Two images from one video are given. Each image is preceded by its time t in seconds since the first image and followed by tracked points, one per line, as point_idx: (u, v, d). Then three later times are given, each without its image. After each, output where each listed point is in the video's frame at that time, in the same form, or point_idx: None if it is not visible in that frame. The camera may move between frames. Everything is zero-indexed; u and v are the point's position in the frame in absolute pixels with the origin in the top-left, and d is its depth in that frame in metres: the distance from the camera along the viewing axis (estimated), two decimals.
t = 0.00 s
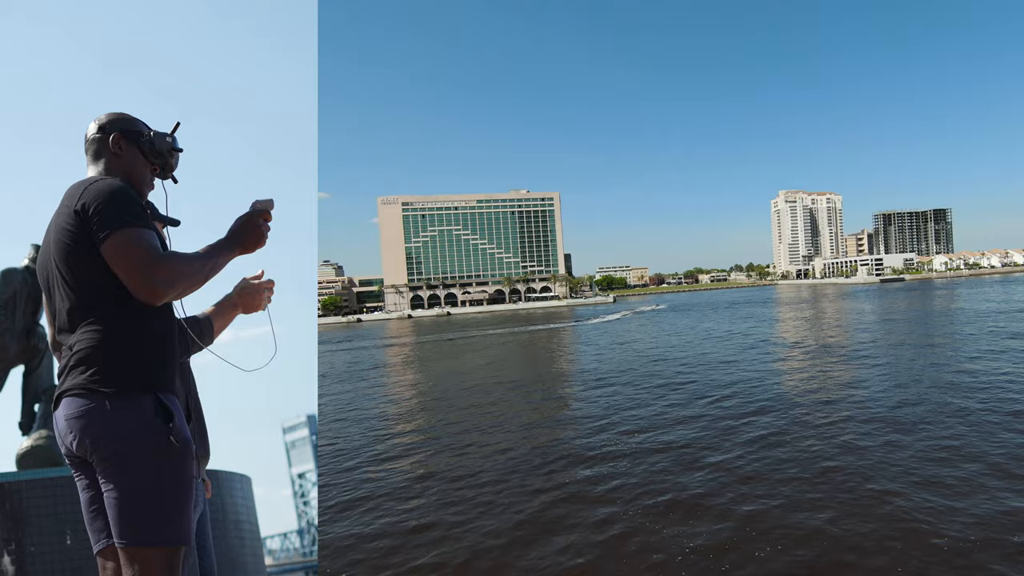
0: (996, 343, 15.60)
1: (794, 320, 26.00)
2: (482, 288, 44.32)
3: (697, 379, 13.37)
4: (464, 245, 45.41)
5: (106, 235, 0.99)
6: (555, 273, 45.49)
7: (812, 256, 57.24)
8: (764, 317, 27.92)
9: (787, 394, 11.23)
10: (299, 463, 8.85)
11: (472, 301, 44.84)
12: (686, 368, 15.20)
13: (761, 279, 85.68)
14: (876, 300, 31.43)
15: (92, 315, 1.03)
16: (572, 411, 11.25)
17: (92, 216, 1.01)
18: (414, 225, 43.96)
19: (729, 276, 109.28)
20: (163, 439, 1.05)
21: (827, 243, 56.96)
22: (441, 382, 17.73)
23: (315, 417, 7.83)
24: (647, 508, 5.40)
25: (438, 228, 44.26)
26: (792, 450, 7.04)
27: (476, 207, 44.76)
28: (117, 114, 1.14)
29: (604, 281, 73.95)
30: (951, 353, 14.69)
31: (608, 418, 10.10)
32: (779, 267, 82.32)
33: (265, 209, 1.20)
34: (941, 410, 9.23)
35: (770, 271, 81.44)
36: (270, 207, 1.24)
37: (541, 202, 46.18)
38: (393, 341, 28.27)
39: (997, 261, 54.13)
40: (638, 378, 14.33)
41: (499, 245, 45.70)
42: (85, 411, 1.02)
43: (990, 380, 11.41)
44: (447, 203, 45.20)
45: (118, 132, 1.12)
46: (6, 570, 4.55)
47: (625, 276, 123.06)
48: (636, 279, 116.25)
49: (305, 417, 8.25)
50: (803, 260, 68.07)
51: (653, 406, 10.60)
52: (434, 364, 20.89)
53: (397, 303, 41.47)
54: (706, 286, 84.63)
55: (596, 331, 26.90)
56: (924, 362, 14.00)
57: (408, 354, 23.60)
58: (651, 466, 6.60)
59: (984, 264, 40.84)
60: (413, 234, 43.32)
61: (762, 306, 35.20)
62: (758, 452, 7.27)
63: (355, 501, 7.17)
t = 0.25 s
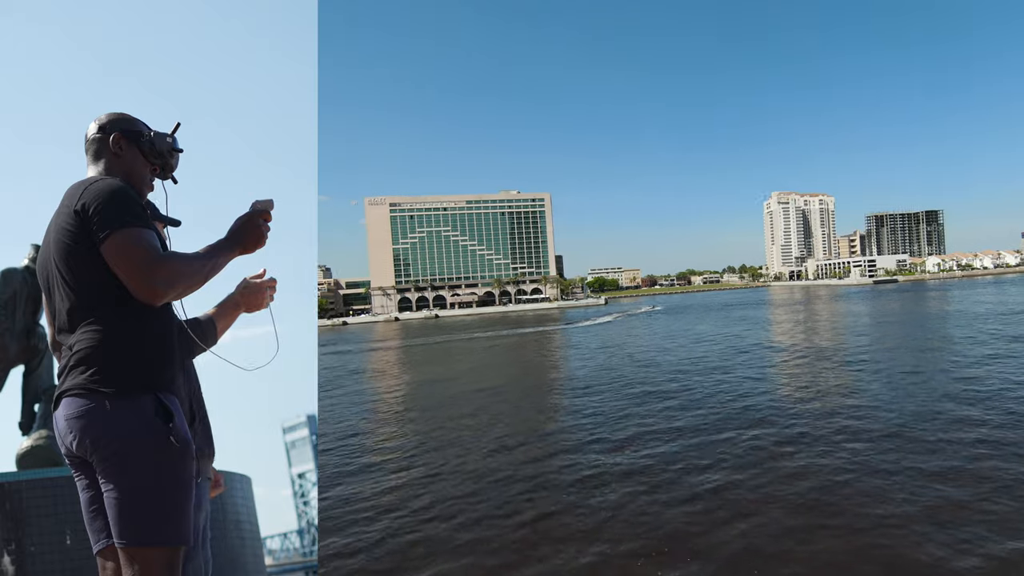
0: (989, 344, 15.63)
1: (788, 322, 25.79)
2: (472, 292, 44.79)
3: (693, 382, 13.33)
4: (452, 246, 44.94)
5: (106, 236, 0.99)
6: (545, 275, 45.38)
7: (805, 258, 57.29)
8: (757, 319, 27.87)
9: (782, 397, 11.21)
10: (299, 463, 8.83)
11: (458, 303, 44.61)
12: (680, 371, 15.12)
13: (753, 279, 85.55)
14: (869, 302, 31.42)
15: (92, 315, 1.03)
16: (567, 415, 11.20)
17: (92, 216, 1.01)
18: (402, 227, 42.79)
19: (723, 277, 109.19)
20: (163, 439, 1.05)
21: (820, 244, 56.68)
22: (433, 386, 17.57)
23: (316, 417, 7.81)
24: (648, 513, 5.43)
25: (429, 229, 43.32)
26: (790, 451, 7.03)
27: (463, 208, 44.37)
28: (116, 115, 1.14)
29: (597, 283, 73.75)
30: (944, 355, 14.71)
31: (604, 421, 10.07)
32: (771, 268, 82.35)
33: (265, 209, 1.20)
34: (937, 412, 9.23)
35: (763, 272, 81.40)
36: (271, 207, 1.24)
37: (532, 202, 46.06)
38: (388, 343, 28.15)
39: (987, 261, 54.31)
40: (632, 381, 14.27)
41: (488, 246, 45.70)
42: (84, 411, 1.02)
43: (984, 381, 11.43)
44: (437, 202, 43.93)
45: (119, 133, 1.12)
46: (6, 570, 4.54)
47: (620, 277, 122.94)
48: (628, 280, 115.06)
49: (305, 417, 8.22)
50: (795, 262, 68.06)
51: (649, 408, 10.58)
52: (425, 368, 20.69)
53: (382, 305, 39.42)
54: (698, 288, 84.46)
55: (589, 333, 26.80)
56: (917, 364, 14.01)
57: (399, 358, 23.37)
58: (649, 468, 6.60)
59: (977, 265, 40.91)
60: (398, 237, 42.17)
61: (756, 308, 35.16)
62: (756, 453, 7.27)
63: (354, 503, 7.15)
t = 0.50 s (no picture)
0: (979, 343, 15.75)
1: (780, 323, 25.79)
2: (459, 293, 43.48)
3: (687, 383, 13.34)
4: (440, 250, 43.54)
5: (107, 236, 1.00)
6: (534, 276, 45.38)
7: (797, 258, 57.50)
8: (749, 320, 27.94)
9: (777, 398, 11.23)
10: (299, 463, 8.84)
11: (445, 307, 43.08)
12: (674, 373, 15.12)
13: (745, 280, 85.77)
14: (859, 303, 31.53)
15: (92, 315, 1.03)
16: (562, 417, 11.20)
17: (92, 216, 1.01)
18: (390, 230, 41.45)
19: (717, 277, 109.35)
20: (163, 439, 1.05)
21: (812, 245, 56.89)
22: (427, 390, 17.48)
23: (316, 417, 7.81)
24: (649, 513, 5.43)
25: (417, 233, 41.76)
26: (788, 451, 7.05)
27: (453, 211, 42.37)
28: (117, 115, 1.14)
29: (588, 285, 73.71)
30: (934, 354, 14.81)
31: (600, 423, 10.06)
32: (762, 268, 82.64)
33: (265, 210, 1.20)
34: (931, 412, 9.27)
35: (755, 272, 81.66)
36: (271, 207, 1.24)
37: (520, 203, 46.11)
38: (384, 345, 28.09)
39: (977, 261, 54.77)
40: (626, 383, 14.27)
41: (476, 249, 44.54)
42: (84, 410, 1.02)
43: (976, 381, 11.51)
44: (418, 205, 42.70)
45: (118, 132, 1.12)
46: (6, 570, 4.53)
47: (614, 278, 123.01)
48: (619, 282, 114.13)
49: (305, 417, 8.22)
50: (786, 262, 68.32)
51: (645, 410, 10.58)
52: (418, 372, 20.60)
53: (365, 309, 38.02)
54: (691, 288, 84.50)
55: (582, 336, 26.81)
56: (908, 364, 14.09)
57: (392, 361, 23.24)
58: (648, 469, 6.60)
59: (967, 265, 41.20)
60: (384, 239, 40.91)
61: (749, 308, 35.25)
62: (754, 454, 7.28)
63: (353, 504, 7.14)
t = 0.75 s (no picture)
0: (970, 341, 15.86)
1: (770, 323, 25.81)
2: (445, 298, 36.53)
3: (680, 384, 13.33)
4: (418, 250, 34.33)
5: (107, 235, 0.99)
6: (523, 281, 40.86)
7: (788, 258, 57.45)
8: (740, 320, 27.99)
9: (772, 398, 11.25)
10: (299, 463, 8.83)
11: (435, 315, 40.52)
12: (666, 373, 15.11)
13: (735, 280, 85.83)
14: (849, 302, 31.64)
15: (92, 314, 1.03)
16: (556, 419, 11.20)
17: (92, 215, 1.01)
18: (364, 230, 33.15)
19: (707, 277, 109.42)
20: (162, 439, 1.05)
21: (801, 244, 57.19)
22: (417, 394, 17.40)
23: (316, 417, 7.81)
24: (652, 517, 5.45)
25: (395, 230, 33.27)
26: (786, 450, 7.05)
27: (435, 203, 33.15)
28: (117, 115, 1.14)
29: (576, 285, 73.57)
30: (924, 352, 14.90)
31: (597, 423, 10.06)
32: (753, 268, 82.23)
33: (265, 210, 1.20)
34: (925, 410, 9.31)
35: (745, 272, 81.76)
36: (271, 208, 1.24)
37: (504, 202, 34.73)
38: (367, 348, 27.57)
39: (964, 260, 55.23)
40: (618, 384, 14.26)
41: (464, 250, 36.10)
42: (84, 411, 1.02)
43: (967, 378, 11.58)
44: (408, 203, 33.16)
45: (118, 132, 1.12)
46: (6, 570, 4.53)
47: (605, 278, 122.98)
48: (608, 283, 112.82)
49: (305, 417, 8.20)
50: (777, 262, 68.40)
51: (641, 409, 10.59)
52: (409, 374, 20.47)
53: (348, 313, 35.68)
54: (681, 289, 84.41)
55: (573, 336, 26.82)
56: (899, 363, 14.16)
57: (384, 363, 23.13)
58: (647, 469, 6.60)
59: (957, 264, 41.49)
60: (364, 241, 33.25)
61: (741, 308, 35.28)
62: (752, 454, 7.28)
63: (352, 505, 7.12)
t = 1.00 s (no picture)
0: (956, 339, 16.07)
1: (759, 323, 25.90)
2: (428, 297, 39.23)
3: (672, 383, 13.38)
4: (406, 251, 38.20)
5: (107, 235, 0.99)
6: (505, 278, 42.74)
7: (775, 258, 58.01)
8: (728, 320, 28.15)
9: (764, 395, 11.33)
10: (299, 463, 8.83)
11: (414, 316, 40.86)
12: (656, 372, 15.17)
13: (722, 280, 86.37)
14: (836, 301, 31.94)
15: (91, 315, 1.03)
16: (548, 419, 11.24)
17: (92, 216, 1.01)
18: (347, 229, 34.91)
19: (696, 277, 110.13)
20: (162, 440, 1.05)
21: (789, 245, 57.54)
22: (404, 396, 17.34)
23: (316, 417, 7.83)
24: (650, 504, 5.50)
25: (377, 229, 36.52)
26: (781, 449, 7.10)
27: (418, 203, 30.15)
28: (116, 115, 1.14)
29: (563, 285, 73.86)
30: (910, 350, 15.09)
31: (590, 422, 10.10)
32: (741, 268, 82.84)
33: (265, 209, 1.20)
34: (914, 408, 9.43)
35: (732, 272, 82.38)
36: (271, 206, 1.25)
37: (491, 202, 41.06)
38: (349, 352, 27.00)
39: (948, 259, 55.88)
40: (608, 384, 14.29)
41: (446, 250, 40.36)
42: (84, 411, 1.02)
43: (953, 376, 11.74)
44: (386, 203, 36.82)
45: (118, 132, 1.12)
46: (6, 570, 4.53)
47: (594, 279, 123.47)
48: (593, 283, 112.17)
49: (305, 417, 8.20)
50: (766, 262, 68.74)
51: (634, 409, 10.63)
52: (399, 375, 20.41)
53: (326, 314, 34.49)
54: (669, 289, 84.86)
55: (564, 336, 26.97)
56: (886, 361, 14.33)
57: (375, 364, 23.12)
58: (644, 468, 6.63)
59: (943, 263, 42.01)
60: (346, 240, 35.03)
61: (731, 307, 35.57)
62: (747, 453, 7.32)
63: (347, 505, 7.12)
